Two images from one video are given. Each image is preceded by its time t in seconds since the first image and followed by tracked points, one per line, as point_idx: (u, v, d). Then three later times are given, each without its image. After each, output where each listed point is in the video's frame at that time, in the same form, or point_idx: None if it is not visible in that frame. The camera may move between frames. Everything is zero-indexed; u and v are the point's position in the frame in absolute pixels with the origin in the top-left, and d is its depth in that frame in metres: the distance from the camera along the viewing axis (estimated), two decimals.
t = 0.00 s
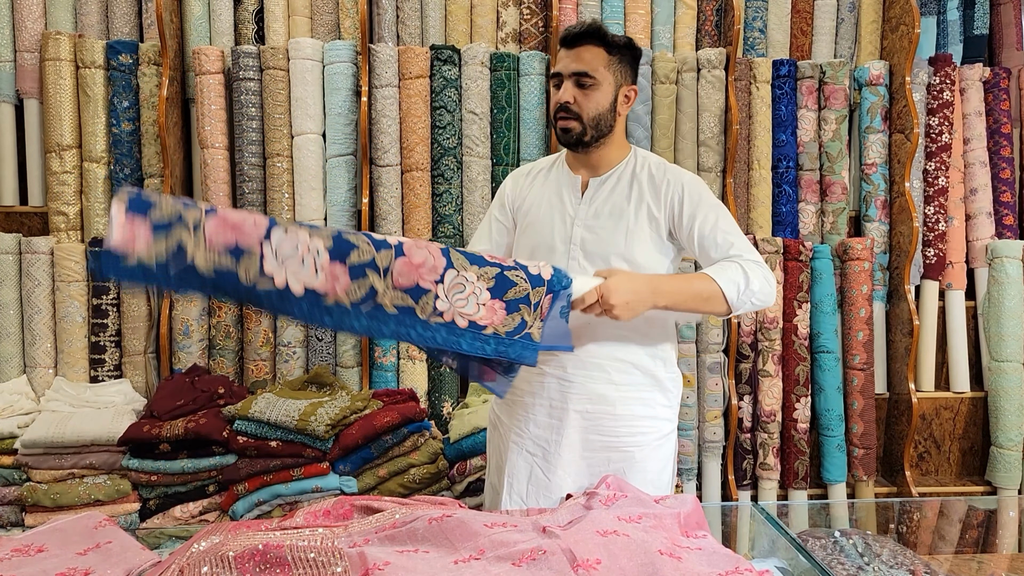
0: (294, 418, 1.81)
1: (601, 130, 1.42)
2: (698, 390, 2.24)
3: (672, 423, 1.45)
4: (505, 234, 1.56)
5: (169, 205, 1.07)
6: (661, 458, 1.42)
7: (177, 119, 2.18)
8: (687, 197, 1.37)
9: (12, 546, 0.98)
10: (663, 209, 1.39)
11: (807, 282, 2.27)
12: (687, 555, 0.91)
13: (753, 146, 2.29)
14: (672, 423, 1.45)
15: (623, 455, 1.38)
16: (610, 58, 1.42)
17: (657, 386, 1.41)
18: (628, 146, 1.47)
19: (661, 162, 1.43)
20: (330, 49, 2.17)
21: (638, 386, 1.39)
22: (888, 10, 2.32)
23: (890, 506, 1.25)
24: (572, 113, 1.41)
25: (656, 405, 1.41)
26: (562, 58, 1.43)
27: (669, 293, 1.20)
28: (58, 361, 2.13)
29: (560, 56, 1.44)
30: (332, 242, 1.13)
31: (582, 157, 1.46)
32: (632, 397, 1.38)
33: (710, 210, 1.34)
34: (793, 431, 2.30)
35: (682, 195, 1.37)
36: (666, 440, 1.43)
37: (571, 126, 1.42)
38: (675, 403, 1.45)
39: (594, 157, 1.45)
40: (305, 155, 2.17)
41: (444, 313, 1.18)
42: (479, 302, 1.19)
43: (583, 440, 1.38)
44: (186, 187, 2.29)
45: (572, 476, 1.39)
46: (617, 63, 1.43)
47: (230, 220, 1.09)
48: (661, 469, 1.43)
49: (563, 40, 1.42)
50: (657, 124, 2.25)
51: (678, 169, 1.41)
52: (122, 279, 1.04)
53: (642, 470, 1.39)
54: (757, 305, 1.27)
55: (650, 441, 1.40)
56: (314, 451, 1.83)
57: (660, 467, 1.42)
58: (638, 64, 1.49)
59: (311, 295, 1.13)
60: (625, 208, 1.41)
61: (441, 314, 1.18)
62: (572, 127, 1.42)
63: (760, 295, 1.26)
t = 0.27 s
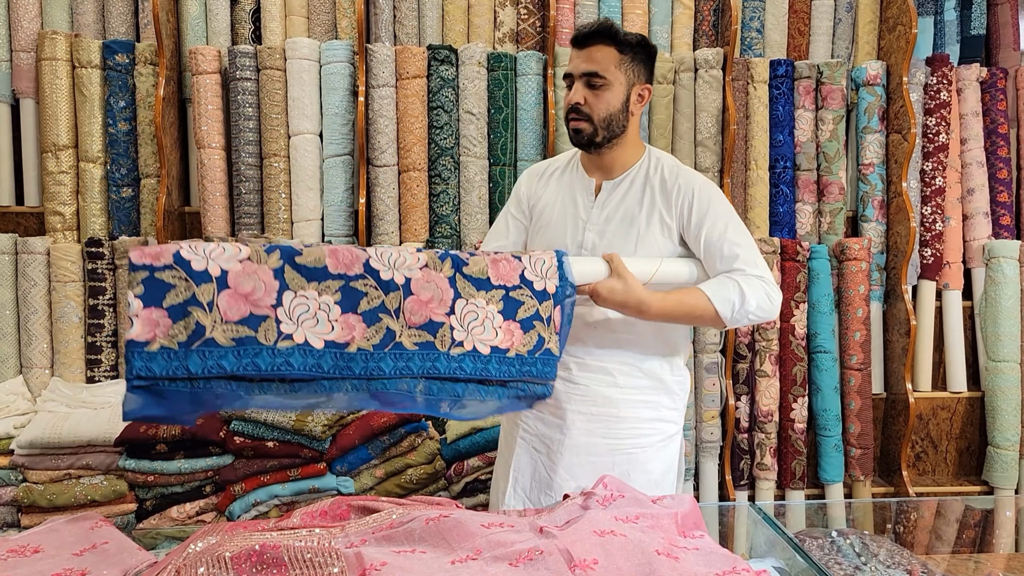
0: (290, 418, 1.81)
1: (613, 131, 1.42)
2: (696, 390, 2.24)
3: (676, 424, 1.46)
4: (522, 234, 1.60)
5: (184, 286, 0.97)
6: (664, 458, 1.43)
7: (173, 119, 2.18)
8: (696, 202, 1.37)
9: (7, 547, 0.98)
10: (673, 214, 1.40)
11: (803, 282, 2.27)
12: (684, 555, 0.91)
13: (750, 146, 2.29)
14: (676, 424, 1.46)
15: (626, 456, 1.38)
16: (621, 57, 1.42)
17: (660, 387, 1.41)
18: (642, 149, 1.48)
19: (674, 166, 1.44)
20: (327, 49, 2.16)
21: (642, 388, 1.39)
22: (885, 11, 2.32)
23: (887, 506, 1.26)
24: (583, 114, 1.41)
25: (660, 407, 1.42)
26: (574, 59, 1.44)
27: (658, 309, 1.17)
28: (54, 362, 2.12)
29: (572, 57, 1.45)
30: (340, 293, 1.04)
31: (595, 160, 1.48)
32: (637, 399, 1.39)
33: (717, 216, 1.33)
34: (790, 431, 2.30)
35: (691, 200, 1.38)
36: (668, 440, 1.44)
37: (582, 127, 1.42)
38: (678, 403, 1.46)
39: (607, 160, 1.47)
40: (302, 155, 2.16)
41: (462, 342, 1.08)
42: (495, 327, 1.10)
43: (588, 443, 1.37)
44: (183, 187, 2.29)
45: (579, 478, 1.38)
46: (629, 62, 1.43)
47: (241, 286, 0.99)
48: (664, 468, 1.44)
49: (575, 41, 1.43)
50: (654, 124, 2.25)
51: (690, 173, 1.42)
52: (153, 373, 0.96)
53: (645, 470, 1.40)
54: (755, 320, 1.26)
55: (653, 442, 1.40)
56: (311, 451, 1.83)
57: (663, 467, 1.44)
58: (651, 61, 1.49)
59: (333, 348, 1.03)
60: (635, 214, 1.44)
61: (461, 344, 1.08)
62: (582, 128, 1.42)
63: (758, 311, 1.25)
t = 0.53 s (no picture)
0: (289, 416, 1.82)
1: (617, 132, 1.43)
2: (695, 389, 2.24)
3: (676, 425, 1.45)
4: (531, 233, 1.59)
5: (192, 320, 1.08)
6: (663, 459, 1.42)
7: (171, 118, 2.18)
8: (702, 205, 1.37)
9: (5, 546, 0.97)
10: (679, 216, 1.40)
11: (802, 281, 2.26)
12: (683, 553, 0.91)
13: (749, 145, 2.29)
14: (677, 425, 1.45)
15: (624, 455, 1.38)
16: (627, 58, 1.41)
17: (660, 387, 1.41)
18: (651, 151, 1.48)
19: (682, 168, 1.44)
20: (325, 47, 2.16)
21: (641, 388, 1.39)
22: (885, 9, 2.32)
23: (886, 504, 1.26)
24: (587, 116, 1.42)
25: (660, 408, 1.41)
26: (580, 59, 1.44)
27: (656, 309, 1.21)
28: (53, 361, 2.12)
29: (578, 57, 1.45)
30: (336, 322, 1.12)
31: (603, 161, 1.48)
32: (635, 398, 1.39)
33: (723, 220, 1.34)
34: (788, 430, 2.30)
35: (697, 203, 1.38)
36: (668, 441, 1.43)
37: (585, 128, 1.43)
38: (680, 404, 1.45)
39: (614, 161, 1.47)
40: (300, 153, 2.16)
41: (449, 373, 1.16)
42: (481, 359, 1.17)
43: (584, 441, 1.38)
44: (182, 186, 2.28)
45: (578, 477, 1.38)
46: (635, 63, 1.43)
47: (245, 318, 1.10)
48: (663, 469, 1.43)
49: (581, 42, 1.43)
50: (653, 123, 2.25)
51: (697, 175, 1.42)
52: (163, 394, 1.09)
53: (643, 470, 1.40)
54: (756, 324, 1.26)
55: (651, 442, 1.40)
56: (310, 450, 1.83)
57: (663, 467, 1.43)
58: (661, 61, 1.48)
59: (325, 372, 1.13)
60: (642, 215, 1.43)
61: (447, 376, 1.15)
62: (586, 129, 1.43)
63: (759, 312, 1.25)
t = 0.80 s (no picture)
0: (288, 415, 1.81)
1: (591, 126, 1.43)
2: (694, 387, 2.24)
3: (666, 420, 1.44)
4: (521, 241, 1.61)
5: (192, 311, 1.11)
6: (652, 454, 1.41)
7: (170, 116, 2.17)
8: (677, 189, 1.35)
9: (4, 544, 0.97)
10: (655, 203, 1.39)
11: (802, 279, 2.27)
12: (682, 551, 0.91)
13: (749, 143, 2.28)
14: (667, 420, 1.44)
15: (612, 449, 1.38)
16: (598, 54, 1.42)
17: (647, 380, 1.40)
18: (628, 144, 1.47)
19: (657, 157, 1.43)
20: (324, 45, 2.15)
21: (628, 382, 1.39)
22: (884, 7, 2.31)
23: (886, 503, 1.26)
24: (561, 113, 1.42)
25: (648, 402, 1.40)
26: (554, 58, 1.45)
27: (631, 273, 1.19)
28: (52, 359, 2.11)
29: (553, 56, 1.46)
30: (324, 328, 1.11)
31: (582, 159, 1.48)
32: (621, 391, 1.39)
33: (696, 202, 1.32)
34: (788, 428, 2.30)
35: (671, 188, 1.36)
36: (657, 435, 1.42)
37: (560, 124, 1.44)
38: (669, 398, 1.44)
39: (592, 157, 1.46)
40: (299, 152, 2.16)
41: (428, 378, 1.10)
42: (465, 368, 1.11)
43: (571, 434, 1.38)
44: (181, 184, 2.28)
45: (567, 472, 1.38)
46: (606, 59, 1.43)
47: (239, 316, 1.11)
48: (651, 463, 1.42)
49: (554, 41, 1.44)
50: (653, 121, 2.24)
51: (672, 162, 1.40)
52: (161, 376, 1.12)
53: (632, 465, 1.39)
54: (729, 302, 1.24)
55: (640, 436, 1.39)
56: (309, 448, 1.83)
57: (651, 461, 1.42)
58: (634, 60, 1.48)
59: (310, 375, 1.11)
60: (619, 206, 1.42)
61: (429, 380, 1.10)
62: (561, 125, 1.43)
63: (735, 286, 1.22)
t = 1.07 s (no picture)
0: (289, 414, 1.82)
1: (556, 125, 1.45)
2: (694, 386, 2.24)
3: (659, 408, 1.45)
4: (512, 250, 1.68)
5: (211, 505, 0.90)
6: (646, 442, 1.42)
7: (170, 115, 2.17)
8: (630, 183, 1.34)
9: (5, 543, 0.97)
10: (612, 197, 1.38)
11: (802, 278, 2.27)
12: (683, 550, 0.91)
13: (749, 142, 2.29)
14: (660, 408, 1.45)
15: (604, 439, 1.39)
16: (557, 57, 1.44)
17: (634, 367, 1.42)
18: (600, 138, 1.47)
19: (623, 149, 1.41)
20: (324, 44, 2.15)
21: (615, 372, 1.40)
22: (885, 5, 2.31)
23: (886, 501, 1.25)
24: (528, 117, 1.47)
25: (638, 391, 1.41)
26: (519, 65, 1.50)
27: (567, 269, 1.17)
28: (52, 358, 2.11)
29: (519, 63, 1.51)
30: (340, 462, 0.91)
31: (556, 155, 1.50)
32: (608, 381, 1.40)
33: (647, 195, 1.30)
34: (788, 427, 2.30)
35: (625, 180, 1.35)
36: (650, 424, 1.43)
37: (529, 127, 1.48)
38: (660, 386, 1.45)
39: (563, 153, 1.48)
40: (299, 151, 2.16)
41: (446, 451, 0.97)
42: (469, 430, 0.98)
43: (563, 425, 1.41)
44: (181, 183, 2.28)
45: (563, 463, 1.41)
46: (566, 61, 1.45)
47: (258, 488, 0.90)
48: (646, 453, 1.43)
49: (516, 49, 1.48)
50: (653, 119, 2.24)
51: (632, 153, 1.38)
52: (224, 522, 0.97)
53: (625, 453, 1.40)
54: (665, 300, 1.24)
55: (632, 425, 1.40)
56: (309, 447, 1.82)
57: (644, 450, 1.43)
58: (598, 60, 1.50)
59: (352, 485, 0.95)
60: (580, 199, 1.43)
61: (449, 455, 0.96)
62: (530, 128, 1.48)
63: (663, 289, 1.22)
